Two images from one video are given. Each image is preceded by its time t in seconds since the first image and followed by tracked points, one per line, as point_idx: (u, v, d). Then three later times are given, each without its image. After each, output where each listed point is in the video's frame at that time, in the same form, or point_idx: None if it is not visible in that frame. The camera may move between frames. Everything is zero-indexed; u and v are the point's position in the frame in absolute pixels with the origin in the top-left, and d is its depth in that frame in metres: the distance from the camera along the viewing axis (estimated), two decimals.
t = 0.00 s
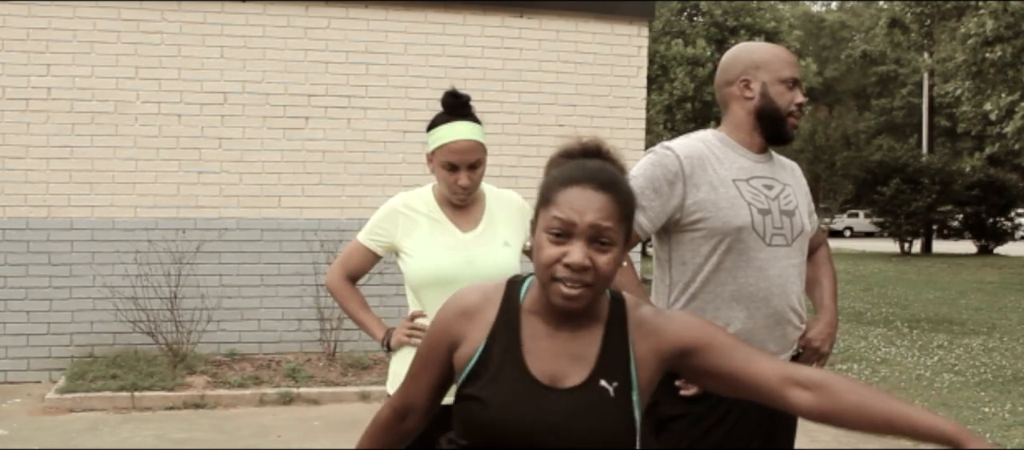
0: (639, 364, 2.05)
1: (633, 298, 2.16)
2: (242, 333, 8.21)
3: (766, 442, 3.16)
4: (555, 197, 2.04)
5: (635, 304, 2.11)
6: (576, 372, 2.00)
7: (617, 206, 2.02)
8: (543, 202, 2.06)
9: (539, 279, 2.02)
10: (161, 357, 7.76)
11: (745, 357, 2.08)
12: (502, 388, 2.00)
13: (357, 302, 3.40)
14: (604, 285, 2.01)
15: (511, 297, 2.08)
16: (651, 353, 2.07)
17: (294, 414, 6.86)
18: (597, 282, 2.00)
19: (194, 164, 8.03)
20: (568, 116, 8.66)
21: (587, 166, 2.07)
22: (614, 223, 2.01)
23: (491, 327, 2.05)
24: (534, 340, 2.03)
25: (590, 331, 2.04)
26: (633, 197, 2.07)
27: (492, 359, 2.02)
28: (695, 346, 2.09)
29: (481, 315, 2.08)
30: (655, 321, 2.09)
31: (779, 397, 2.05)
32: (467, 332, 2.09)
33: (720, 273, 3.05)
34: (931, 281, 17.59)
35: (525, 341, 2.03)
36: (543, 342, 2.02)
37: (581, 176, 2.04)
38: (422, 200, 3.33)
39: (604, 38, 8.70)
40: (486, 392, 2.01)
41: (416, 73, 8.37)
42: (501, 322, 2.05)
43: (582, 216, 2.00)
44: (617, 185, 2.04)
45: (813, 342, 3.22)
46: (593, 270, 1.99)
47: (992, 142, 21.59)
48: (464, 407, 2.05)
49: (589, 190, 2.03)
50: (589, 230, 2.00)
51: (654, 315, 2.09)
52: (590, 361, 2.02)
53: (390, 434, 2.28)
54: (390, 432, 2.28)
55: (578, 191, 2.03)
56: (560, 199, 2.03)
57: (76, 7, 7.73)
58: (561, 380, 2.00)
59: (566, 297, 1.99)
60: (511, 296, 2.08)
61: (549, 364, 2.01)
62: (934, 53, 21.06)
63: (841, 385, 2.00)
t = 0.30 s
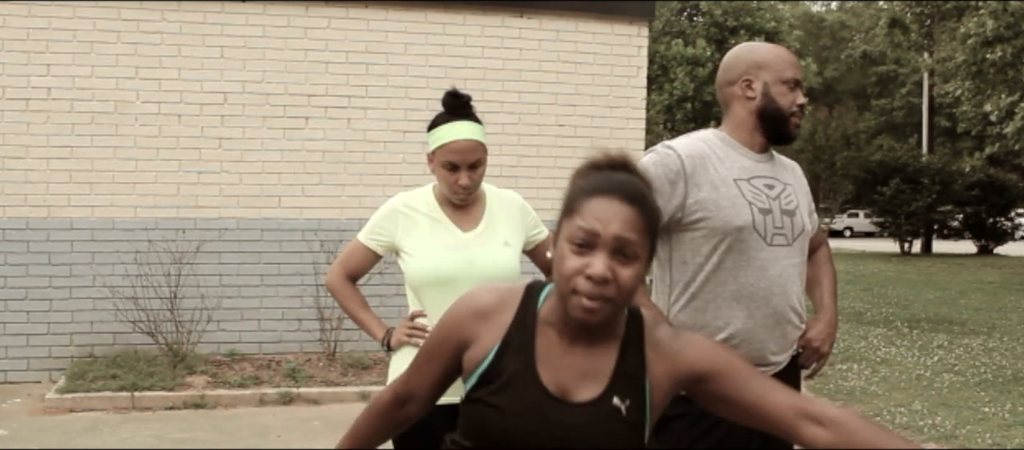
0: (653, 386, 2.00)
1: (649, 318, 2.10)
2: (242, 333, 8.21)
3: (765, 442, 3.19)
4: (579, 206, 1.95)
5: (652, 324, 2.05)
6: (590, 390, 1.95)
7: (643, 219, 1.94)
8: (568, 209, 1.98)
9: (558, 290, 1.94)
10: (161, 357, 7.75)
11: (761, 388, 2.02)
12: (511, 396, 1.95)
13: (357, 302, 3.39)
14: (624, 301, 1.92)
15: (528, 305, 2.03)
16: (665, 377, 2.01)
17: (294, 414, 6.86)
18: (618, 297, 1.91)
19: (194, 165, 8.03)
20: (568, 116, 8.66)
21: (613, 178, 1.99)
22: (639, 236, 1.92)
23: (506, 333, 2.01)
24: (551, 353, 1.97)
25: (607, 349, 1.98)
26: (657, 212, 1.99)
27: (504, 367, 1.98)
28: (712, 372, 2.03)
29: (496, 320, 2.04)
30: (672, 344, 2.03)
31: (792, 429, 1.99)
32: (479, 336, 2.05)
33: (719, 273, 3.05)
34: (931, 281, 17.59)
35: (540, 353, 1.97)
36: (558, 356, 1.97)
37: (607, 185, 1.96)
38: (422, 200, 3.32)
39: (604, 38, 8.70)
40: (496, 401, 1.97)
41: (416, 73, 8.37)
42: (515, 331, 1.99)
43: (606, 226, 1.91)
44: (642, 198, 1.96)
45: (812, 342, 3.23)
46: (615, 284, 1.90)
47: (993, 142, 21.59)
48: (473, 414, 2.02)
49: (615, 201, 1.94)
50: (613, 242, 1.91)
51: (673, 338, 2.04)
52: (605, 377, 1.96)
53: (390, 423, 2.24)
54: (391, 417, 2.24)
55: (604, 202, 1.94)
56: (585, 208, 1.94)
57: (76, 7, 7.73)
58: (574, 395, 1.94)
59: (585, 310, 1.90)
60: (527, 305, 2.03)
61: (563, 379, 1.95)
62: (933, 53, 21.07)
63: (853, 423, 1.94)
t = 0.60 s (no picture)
0: (637, 424, 1.98)
1: (649, 352, 2.07)
2: (242, 333, 8.21)
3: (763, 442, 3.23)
4: (561, 247, 1.95)
5: (645, 360, 2.02)
6: (572, 425, 1.96)
7: (625, 263, 1.92)
8: (553, 246, 1.98)
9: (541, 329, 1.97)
10: (161, 357, 7.75)
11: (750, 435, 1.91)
12: (492, 426, 2.01)
13: (357, 302, 3.39)
14: (604, 343, 1.94)
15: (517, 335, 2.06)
16: (651, 415, 1.99)
17: (294, 414, 6.86)
18: (596, 341, 1.93)
19: (194, 164, 8.03)
20: (568, 116, 8.66)
21: (598, 217, 1.97)
22: (620, 282, 1.91)
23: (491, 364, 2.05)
24: (535, 387, 2.00)
25: (592, 384, 1.99)
26: (644, 250, 1.97)
27: (487, 397, 2.03)
28: (700, 414, 1.96)
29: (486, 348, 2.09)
30: (661, 383, 1.99)
31: None
32: (469, 362, 2.11)
33: (720, 273, 3.05)
34: (931, 281, 17.59)
35: (523, 385, 2.01)
36: (542, 391, 1.99)
37: (591, 226, 1.95)
38: (422, 200, 3.32)
39: (604, 38, 8.70)
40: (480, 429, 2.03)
41: (416, 73, 8.37)
42: (500, 362, 2.04)
43: (586, 272, 1.90)
44: (626, 239, 1.94)
45: (812, 342, 3.24)
46: (593, 330, 1.91)
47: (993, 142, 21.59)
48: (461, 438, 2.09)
49: (599, 244, 1.92)
50: (593, 288, 1.91)
51: (665, 376, 1.99)
52: (586, 414, 1.97)
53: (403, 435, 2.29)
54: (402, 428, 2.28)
55: (587, 244, 1.92)
56: (568, 249, 1.93)
57: (76, 7, 7.73)
58: (555, 431, 1.97)
59: (564, 353, 1.93)
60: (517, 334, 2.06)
61: (543, 413, 1.98)
62: (933, 53, 21.08)
63: None
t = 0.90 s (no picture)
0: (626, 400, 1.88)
1: (651, 330, 1.96)
2: (242, 333, 8.21)
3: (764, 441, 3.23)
4: (569, 205, 1.93)
5: (644, 338, 1.92)
6: (561, 394, 1.88)
7: (629, 226, 1.88)
8: (561, 207, 1.95)
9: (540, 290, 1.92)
10: (161, 357, 7.75)
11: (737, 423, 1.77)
12: (482, 390, 1.94)
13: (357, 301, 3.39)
14: (600, 306, 1.87)
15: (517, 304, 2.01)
16: (642, 394, 1.87)
17: (294, 414, 6.86)
18: (592, 302, 1.86)
19: (194, 164, 8.03)
20: (568, 116, 8.65)
21: (609, 182, 1.95)
22: (621, 244, 1.87)
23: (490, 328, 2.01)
24: (529, 351, 1.94)
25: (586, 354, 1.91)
26: (651, 222, 1.93)
27: (480, 362, 1.98)
28: (689, 396, 1.84)
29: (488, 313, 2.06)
30: (655, 362, 1.88)
31: None
32: (471, 324, 2.07)
33: (720, 273, 3.05)
34: (931, 281, 17.60)
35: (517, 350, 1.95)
36: (534, 356, 1.93)
37: (601, 188, 1.93)
38: (422, 200, 3.33)
39: (604, 38, 8.71)
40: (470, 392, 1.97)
41: (416, 73, 8.37)
42: (498, 327, 1.99)
43: (589, 229, 1.87)
44: (634, 204, 1.91)
45: (813, 342, 3.24)
46: (589, 288, 1.85)
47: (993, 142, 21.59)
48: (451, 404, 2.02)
49: (605, 205, 1.90)
50: (594, 245, 1.86)
51: (660, 354, 1.89)
52: (576, 382, 1.89)
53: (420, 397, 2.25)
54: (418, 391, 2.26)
55: (593, 204, 1.90)
56: (575, 208, 1.91)
57: (76, 7, 7.73)
58: (544, 399, 1.89)
59: (557, 310, 1.87)
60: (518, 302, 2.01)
61: (532, 379, 1.91)
62: (933, 53, 21.08)
63: None
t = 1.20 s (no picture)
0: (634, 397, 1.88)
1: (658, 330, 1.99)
2: (242, 333, 8.21)
3: (767, 441, 3.21)
4: (584, 189, 1.98)
5: (653, 335, 1.94)
6: (572, 383, 1.88)
7: (643, 207, 1.95)
8: (573, 192, 2.01)
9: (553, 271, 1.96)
10: (161, 357, 7.75)
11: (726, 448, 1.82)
12: (491, 374, 1.94)
13: (357, 302, 3.38)
14: (614, 285, 1.91)
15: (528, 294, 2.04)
16: (647, 392, 1.88)
17: (295, 414, 6.86)
18: (606, 281, 1.90)
19: (194, 164, 8.03)
20: (568, 116, 8.65)
21: (620, 168, 2.02)
22: (635, 224, 1.93)
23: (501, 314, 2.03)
24: (540, 337, 1.96)
25: (596, 343, 1.94)
26: (662, 206, 2.00)
27: (489, 348, 1.98)
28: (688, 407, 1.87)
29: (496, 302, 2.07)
30: (664, 361, 1.89)
31: None
32: (477, 313, 2.09)
33: (719, 274, 3.05)
34: (931, 281, 17.60)
35: (529, 338, 1.96)
36: (545, 343, 1.95)
37: (613, 172, 2.00)
38: (422, 200, 3.33)
39: (604, 38, 8.71)
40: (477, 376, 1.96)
41: (416, 73, 8.37)
42: (505, 317, 2.01)
43: (603, 208, 1.93)
44: (646, 188, 1.98)
45: (813, 342, 3.24)
46: (604, 265, 1.89)
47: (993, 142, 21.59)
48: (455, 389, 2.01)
49: (618, 187, 1.96)
50: (608, 224, 1.92)
51: (667, 354, 1.91)
52: (587, 371, 1.90)
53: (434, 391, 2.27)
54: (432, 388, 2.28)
55: (606, 186, 1.97)
56: (588, 190, 1.97)
57: (76, 7, 7.73)
58: (553, 386, 1.89)
59: (572, 288, 1.90)
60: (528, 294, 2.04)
61: (543, 363, 1.92)
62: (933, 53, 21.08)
63: None
